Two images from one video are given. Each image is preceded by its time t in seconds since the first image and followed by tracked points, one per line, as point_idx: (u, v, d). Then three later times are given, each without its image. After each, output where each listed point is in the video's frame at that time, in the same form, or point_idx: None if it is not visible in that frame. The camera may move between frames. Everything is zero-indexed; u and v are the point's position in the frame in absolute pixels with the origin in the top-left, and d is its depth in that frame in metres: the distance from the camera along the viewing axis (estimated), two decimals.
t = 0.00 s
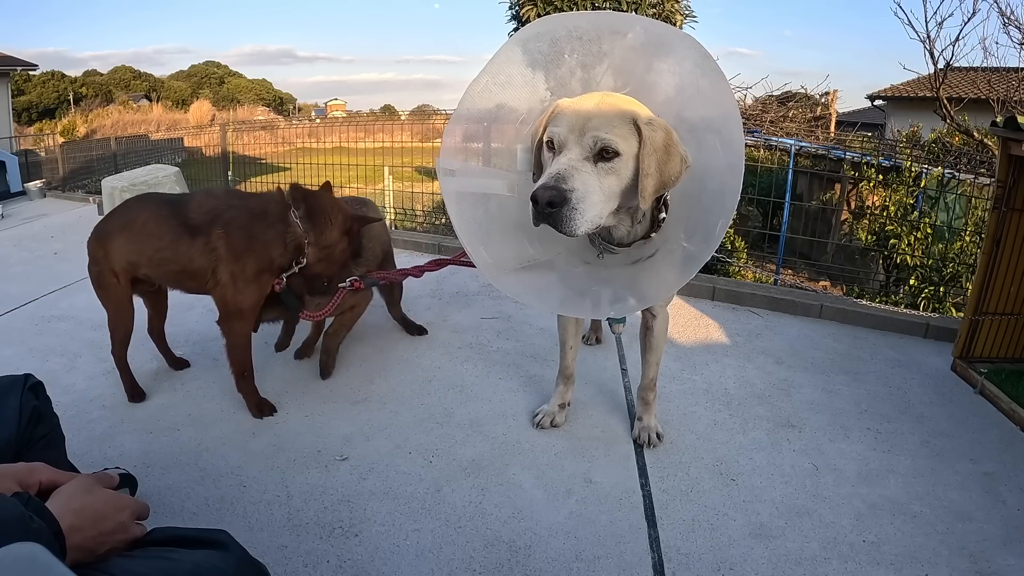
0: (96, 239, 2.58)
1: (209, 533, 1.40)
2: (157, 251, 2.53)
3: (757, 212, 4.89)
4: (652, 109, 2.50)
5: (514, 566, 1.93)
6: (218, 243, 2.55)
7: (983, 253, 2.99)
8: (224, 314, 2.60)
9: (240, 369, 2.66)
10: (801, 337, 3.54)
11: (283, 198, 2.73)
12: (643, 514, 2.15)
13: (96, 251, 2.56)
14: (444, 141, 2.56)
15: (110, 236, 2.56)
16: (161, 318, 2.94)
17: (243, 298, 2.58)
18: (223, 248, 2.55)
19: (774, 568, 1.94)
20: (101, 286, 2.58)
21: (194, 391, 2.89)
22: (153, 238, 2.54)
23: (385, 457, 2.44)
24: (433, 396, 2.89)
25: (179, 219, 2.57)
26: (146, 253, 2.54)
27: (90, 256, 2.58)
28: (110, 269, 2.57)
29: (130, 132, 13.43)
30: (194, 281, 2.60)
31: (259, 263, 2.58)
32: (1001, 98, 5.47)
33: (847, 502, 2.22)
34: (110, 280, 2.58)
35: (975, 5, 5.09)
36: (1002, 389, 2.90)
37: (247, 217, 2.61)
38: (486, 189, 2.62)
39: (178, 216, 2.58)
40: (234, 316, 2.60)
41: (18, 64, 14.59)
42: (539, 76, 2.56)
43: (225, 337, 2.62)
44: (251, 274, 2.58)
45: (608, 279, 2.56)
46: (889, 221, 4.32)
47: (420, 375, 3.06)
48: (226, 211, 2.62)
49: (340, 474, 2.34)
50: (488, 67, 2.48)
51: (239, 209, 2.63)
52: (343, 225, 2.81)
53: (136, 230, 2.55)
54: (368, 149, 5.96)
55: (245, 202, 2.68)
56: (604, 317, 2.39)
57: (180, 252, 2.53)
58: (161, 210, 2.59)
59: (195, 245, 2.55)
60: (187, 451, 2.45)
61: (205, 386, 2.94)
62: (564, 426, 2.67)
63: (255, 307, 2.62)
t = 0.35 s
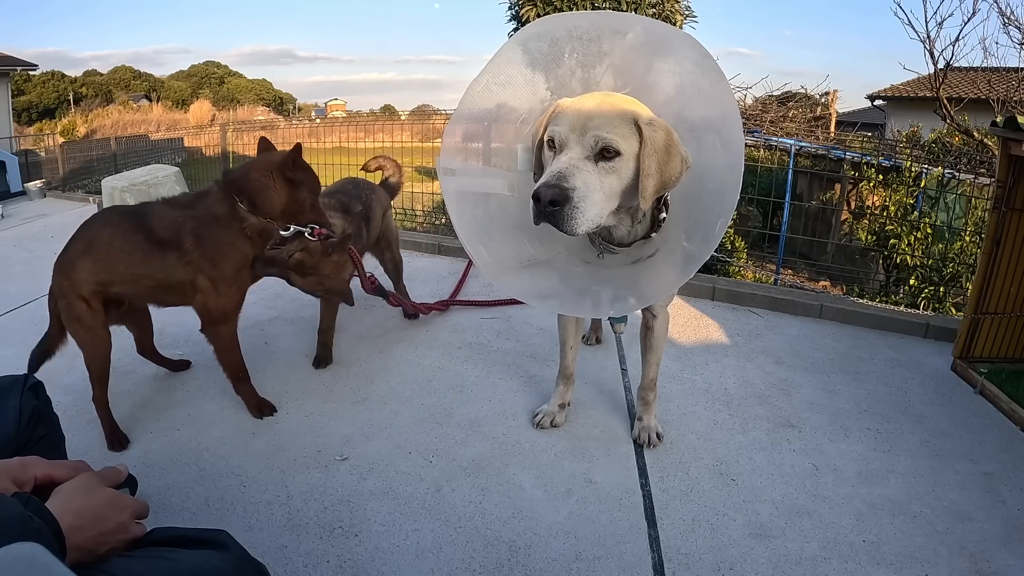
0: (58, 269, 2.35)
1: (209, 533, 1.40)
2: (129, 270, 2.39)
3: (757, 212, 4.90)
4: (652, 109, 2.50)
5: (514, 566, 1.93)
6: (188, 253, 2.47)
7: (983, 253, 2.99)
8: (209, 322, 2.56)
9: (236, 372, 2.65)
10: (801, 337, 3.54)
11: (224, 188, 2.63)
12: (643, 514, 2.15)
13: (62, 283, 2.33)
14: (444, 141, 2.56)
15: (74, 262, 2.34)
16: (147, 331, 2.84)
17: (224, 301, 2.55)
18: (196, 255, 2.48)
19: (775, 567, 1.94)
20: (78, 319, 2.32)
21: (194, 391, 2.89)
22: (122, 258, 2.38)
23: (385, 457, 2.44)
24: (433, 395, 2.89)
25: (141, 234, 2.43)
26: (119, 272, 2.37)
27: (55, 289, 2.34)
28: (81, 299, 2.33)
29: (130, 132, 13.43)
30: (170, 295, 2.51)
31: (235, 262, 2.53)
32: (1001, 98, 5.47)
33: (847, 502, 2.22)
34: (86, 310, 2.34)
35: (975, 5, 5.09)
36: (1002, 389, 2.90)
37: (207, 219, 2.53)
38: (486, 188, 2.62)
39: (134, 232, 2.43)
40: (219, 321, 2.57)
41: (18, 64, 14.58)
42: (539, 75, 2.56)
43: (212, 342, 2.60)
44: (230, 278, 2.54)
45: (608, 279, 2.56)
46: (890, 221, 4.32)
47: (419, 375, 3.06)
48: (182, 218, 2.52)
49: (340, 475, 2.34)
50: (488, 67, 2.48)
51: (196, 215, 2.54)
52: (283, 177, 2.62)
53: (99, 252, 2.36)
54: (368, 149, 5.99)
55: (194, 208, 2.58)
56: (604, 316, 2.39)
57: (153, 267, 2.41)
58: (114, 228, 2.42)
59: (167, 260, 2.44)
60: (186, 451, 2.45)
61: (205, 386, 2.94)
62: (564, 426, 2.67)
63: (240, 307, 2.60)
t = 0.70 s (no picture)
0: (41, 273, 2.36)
1: (209, 533, 1.40)
2: (97, 284, 2.33)
3: (757, 212, 4.89)
4: (651, 109, 2.50)
5: (513, 566, 1.93)
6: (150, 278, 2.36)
7: (983, 253, 2.99)
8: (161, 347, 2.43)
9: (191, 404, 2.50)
10: (801, 337, 3.54)
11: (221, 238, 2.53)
12: (643, 514, 2.15)
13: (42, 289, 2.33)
14: (443, 141, 2.56)
15: (49, 271, 2.32)
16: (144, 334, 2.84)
17: (177, 332, 2.41)
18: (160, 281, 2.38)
19: (774, 567, 1.94)
20: (61, 324, 2.34)
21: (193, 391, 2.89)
22: (89, 270, 2.33)
23: (385, 457, 2.44)
24: (432, 395, 2.89)
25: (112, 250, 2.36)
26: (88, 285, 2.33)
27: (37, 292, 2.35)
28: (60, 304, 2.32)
29: (130, 132, 13.44)
30: (133, 314, 2.42)
31: (197, 304, 2.40)
32: (1001, 98, 5.47)
33: (847, 502, 2.22)
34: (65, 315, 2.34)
35: (975, 5, 5.09)
36: (1002, 389, 2.90)
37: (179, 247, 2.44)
38: (485, 188, 2.62)
39: (105, 246, 2.36)
40: (169, 345, 2.42)
41: (18, 64, 14.57)
42: (539, 75, 2.56)
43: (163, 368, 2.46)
44: (190, 316, 2.40)
45: (607, 279, 2.56)
46: (889, 221, 4.32)
47: (419, 375, 3.06)
48: (160, 243, 2.43)
49: (340, 475, 2.34)
50: (487, 67, 2.48)
51: (171, 241, 2.45)
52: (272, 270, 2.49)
53: (73, 263, 2.32)
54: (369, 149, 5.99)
55: (176, 235, 2.48)
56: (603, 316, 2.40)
57: (118, 285, 2.34)
58: (85, 238, 2.37)
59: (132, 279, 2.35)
60: (186, 451, 2.45)
61: (204, 386, 2.94)
62: (564, 426, 2.67)
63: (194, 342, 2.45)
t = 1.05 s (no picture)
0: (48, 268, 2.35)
1: (210, 533, 1.40)
2: (105, 258, 2.29)
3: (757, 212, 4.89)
4: (651, 110, 2.50)
5: (513, 566, 1.93)
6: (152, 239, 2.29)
7: (983, 253, 2.99)
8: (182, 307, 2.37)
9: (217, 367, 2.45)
10: (801, 338, 3.54)
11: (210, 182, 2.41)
12: (643, 514, 2.15)
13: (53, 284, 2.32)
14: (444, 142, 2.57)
15: (60, 260, 2.32)
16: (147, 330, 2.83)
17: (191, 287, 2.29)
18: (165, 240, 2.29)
19: (774, 567, 1.94)
20: (76, 319, 2.33)
21: (194, 391, 2.89)
22: (98, 246, 2.29)
23: (385, 457, 2.44)
24: (432, 396, 2.89)
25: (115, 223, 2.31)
26: (98, 264, 2.29)
27: (49, 290, 2.34)
28: (74, 299, 2.31)
29: (130, 132, 13.44)
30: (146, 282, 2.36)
31: (202, 257, 2.28)
32: (1001, 98, 5.47)
33: (847, 502, 2.22)
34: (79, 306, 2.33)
35: (975, 5, 5.10)
36: (1002, 389, 2.90)
37: (174, 203, 2.33)
38: (485, 189, 2.62)
39: (110, 218, 2.32)
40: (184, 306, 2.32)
41: (18, 64, 14.58)
42: (539, 76, 2.56)
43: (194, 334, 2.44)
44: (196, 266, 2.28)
45: (607, 281, 2.56)
46: (889, 221, 4.32)
47: (419, 376, 3.06)
48: (159, 201, 2.36)
49: (340, 474, 2.34)
50: (488, 68, 2.49)
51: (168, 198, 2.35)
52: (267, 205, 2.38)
53: (80, 246, 2.30)
54: (369, 149, 5.95)
55: (172, 191, 2.39)
56: (604, 319, 2.40)
57: (126, 253, 2.29)
58: (91, 217, 2.34)
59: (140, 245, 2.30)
60: (186, 451, 2.45)
61: (205, 386, 2.94)
62: (564, 426, 2.67)
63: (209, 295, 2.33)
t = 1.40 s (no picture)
0: (134, 241, 2.48)
1: (211, 532, 1.40)
2: (222, 252, 2.50)
3: (757, 212, 4.89)
4: (648, 111, 2.51)
5: (513, 566, 1.93)
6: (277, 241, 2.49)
7: (983, 253, 2.99)
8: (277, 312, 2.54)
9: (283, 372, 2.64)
10: (801, 338, 3.54)
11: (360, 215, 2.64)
12: (644, 514, 2.15)
13: (133, 254, 2.48)
14: (444, 142, 2.58)
15: (157, 238, 2.48)
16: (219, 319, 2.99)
17: (293, 298, 2.50)
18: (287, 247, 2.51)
19: (775, 568, 1.94)
20: (152, 297, 2.47)
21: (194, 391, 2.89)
22: (219, 238, 2.50)
23: (385, 457, 2.44)
24: (432, 395, 2.89)
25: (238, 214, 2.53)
26: (207, 254, 2.50)
27: (123, 260, 2.48)
28: (155, 273, 2.47)
29: (130, 133, 13.44)
30: (253, 281, 2.57)
31: (310, 271, 2.49)
32: (1001, 98, 5.47)
33: (847, 502, 2.22)
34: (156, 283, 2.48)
35: (975, 5, 5.09)
36: (1002, 389, 2.90)
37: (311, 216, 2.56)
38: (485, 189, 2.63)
39: (239, 215, 2.54)
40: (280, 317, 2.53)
41: (18, 64, 14.57)
42: (539, 75, 2.56)
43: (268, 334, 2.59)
44: (306, 283, 2.50)
45: (606, 280, 2.56)
46: (890, 221, 4.31)
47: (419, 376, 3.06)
48: (288, 210, 2.57)
49: (340, 474, 2.34)
50: (487, 67, 2.49)
51: (304, 210, 2.57)
52: (393, 259, 2.60)
53: (192, 234, 2.49)
54: (369, 149, 5.97)
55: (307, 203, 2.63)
56: (603, 318, 2.39)
57: (246, 251, 2.50)
58: (218, 210, 2.54)
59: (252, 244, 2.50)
60: (186, 451, 2.45)
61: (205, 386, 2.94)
62: (564, 426, 2.67)
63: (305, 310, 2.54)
